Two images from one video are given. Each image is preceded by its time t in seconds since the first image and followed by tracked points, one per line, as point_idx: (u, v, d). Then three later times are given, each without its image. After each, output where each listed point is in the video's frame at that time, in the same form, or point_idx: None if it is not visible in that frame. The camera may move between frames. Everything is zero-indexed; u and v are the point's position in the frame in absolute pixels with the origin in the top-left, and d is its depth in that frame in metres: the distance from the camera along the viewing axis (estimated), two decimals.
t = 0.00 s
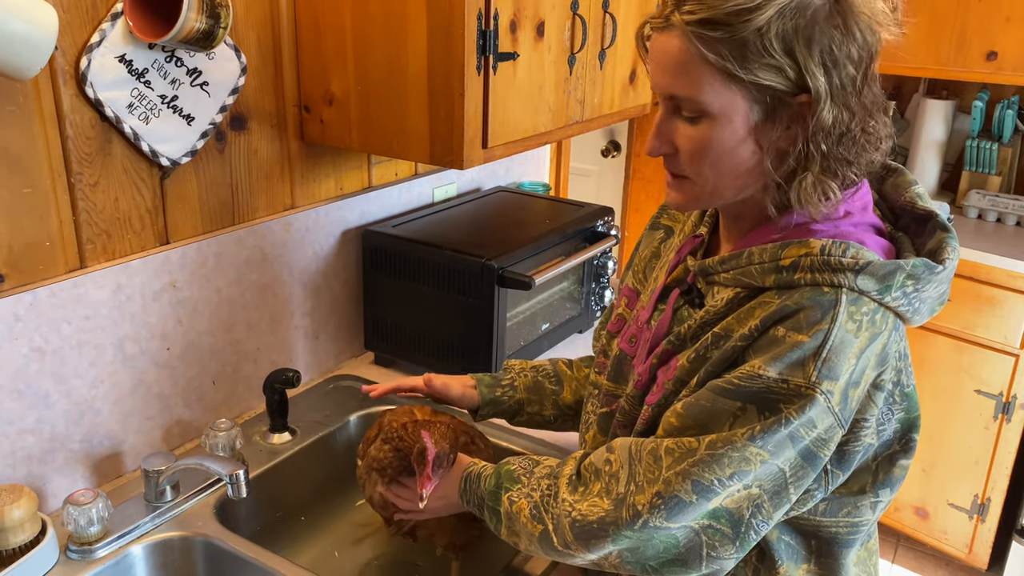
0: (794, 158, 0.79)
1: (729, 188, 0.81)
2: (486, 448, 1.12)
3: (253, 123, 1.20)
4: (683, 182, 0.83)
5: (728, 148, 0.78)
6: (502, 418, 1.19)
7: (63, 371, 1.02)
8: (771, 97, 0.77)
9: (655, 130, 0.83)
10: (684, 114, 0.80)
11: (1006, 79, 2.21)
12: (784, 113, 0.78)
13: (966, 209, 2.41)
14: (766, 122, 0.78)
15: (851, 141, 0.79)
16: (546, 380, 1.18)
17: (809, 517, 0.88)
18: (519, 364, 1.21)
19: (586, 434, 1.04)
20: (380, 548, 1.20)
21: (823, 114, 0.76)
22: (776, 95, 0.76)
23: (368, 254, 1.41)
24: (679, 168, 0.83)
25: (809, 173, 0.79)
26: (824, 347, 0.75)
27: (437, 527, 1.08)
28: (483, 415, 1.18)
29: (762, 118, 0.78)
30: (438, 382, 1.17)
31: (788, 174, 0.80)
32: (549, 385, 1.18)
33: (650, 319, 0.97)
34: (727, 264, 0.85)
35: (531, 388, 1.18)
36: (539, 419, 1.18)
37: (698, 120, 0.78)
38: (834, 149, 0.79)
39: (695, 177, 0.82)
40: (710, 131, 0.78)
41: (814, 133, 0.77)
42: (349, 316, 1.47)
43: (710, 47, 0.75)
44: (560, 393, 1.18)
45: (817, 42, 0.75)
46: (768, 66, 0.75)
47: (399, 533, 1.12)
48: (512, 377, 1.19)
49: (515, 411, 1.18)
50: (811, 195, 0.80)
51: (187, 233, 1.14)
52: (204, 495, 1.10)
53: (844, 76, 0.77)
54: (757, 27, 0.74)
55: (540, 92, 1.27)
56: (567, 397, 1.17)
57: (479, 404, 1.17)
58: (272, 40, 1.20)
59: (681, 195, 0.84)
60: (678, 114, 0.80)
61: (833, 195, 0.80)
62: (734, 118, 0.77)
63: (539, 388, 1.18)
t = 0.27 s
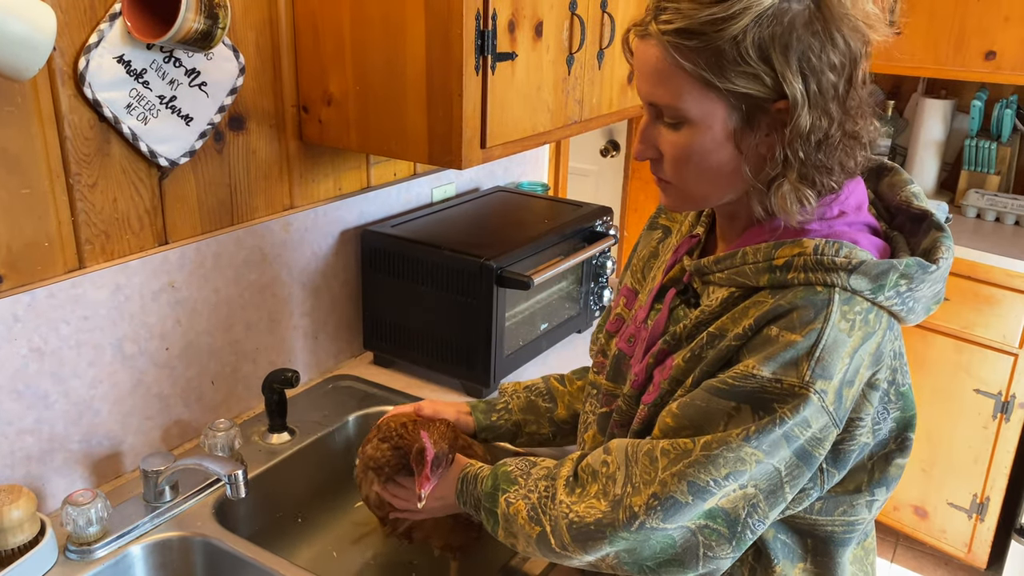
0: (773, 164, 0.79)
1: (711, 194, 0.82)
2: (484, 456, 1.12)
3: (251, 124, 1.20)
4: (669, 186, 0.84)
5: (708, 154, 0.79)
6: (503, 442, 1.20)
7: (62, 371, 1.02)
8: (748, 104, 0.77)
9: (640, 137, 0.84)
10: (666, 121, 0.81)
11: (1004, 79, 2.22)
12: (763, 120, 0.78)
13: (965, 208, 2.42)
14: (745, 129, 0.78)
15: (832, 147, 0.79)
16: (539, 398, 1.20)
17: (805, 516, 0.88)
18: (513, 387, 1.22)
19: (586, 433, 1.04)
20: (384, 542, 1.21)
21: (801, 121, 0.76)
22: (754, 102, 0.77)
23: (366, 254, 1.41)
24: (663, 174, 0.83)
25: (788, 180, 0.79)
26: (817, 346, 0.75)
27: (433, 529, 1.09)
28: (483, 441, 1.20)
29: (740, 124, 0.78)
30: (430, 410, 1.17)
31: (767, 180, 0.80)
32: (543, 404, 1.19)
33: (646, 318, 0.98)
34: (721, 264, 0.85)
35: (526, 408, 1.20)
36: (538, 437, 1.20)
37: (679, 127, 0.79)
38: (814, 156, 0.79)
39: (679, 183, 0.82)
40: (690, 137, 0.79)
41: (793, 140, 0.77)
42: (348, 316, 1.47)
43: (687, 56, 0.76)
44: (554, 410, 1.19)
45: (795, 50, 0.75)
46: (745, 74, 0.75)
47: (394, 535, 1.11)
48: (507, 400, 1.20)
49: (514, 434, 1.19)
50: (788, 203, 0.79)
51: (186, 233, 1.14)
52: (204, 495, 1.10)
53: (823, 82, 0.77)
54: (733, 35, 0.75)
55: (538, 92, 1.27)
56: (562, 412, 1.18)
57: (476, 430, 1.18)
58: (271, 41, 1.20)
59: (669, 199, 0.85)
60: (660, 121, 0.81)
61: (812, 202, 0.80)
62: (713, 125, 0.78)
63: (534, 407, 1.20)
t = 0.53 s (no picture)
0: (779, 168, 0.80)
1: (717, 198, 0.82)
2: (478, 458, 1.12)
3: (251, 124, 1.20)
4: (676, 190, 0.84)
5: (713, 158, 0.79)
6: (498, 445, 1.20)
7: (63, 371, 1.02)
8: (753, 108, 0.77)
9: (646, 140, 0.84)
10: (671, 125, 0.81)
11: (1003, 79, 2.22)
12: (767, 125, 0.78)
13: (965, 208, 2.42)
14: (750, 132, 0.78)
15: (838, 149, 0.79)
16: (534, 400, 1.20)
17: (808, 517, 0.88)
18: (507, 388, 1.23)
19: (588, 433, 1.04)
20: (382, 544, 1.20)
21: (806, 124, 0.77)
22: (759, 106, 0.77)
23: (366, 254, 1.41)
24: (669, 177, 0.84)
25: (794, 183, 0.79)
26: (825, 352, 0.75)
27: (430, 533, 1.08)
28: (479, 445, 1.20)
29: (745, 128, 0.78)
30: (423, 415, 1.17)
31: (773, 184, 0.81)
32: (537, 406, 1.19)
33: (650, 318, 0.98)
34: (728, 266, 0.85)
35: (520, 411, 1.20)
36: (532, 439, 1.20)
37: (683, 132, 0.80)
38: (820, 159, 0.79)
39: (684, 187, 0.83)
40: (694, 142, 0.80)
41: (798, 143, 0.78)
42: (349, 316, 1.47)
43: (689, 62, 0.77)
44: (549, 412, 1.19)
45: (798, 53, 0.75)
46: (748, 79, 0.76)
47: (390, 543, 1.10)
48: (499, 404, 1.20)
49: (508, 436, 1.19)
50: (796, 207, 0.80)
51: (186, 233, 1.14)
52: (204, 495, 1.10)
53: (828, 84, 0.76)
54: (736, 40, 0.75)
55: (538, 93, 1.27)
56: (557, 413, 1.19)
57: (470, 435, 1.18)
58: (271, 41, 1.20)
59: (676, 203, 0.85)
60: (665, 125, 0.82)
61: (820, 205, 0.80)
62: (718, 131, 0.78)
63: (528, 410, 1.20)
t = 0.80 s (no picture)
0: (779, 170, 0.80)
1: (718, 201, 0.83)
2: (480, 463, 1.11)
3: (252, 125, 1.20)
4: (677, 192, 0.85)
5: (714, 161, 0.80)
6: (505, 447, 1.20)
7: (64, 371, 1.03)
8: (753, 110, 0.77)
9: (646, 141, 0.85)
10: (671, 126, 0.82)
11: (1003, 79, 2.22)
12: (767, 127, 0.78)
13: (965, 208, 2.42)
14: (751, 135, 0.79)
15: (839, 151, 0.79)
16: (538, 403, 1.20)
17: (809, 519, 0.88)
18: (511, 392, 1.23)
19: (592, 431, 1.04)
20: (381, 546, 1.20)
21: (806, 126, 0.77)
22: (759, 108, 0.77)
23: (367, 254, 1.41)
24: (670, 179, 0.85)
25: (795, 186, 0.79)
26: (828, 359, 0.75)
27: (430, 534, 1.08)
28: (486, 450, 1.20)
29: (745, 130, 0.79)
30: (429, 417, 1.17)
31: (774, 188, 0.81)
32: (542, 408, 1.20)
33: (655, 319, 0.98)
34: (733, 270, 0.85)
35: (526, 413, 1.20)
36: (537, 442, 1.20)
37: (684, 134, 0.80)
38: (821, 161, 0.79)
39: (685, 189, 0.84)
40: (694, 145, 0.80)
41: (798, 147, 0.78)
42: (350, 316, 1.47)
43: (689, 65, 0.77)
44: (554, 414, 1.19)
45: (798, 56, 0.75)
46: (748, 80, 0.76)
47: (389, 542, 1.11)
48: (505, 407, 1.20)
49: (515, 438, 1.19)
50: (796, 209, 0.80)
51: (188, 234, 1.14)
52: (205, 495, 1.11)
53: (828, 86, 0.77)
54: (735, 43, 0.75)
55: (539, 93, 1.27)
56: (561, 416, 1.19)
57: (477, 439, 1.18)
58: (272, 42, 1.20)
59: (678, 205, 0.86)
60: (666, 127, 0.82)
61: (821, 207, 0.80)
62: (717, 134, 0.79)
63: (533, 412, 1.20)
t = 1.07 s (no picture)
0: (783, 168, 0.79)
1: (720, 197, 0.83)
2: (479, 461, 1.11)
3: (253, 124, 1.20)
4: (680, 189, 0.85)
5: (716, 157, 0.80)
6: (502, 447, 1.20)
7: (64, 371, 1.03)
8: (757, 108, 0.77)
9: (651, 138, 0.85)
10: (676, 123, 0.81)
11: (1005, 79, 2.22)
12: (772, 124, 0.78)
13: (966, 208, 2.42)
14: (755, 132, 0.79)
15: (842, 150, 0.79)
16: (534, 402, 1.20)
17: (809, 517, 0.88)
18: (507, 392, 1.23)
19: (592, 431, 1.04)
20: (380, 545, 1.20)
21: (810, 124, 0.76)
22: (763, 105, 0.77)
23: (368, 254, 1.41)
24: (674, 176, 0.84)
25: (799, 184, 0.79)
26: (826, 351, 0.75)
27: (431, 536, 1.08)
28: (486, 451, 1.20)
29: (749, 128, 0.78)
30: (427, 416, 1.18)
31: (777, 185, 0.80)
32: (539, 407, 1.20)
33: (654, 314, 0.98)
34: (731, 263, 0.85)
35: (522, 413, 1.20)
36: (534, 441, 1.20)
37: (688, 131, 0.80)
38: (824, 159, 0.78)
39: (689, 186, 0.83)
40: (697, 141, 0.80)
41: (802, 145, 0.77)
42: (350, 316, 1.47)
43: (694, 61, 0.77)
44: (550, 413, 1.19)
45: (804, 53, 0.75)
46: (753, 77, 0.76)
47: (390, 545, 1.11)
48: (502, 407, 1.21)
49: (512, 438, 1.19)
50: (799, 207, 0.79)
51: (188, 233, 1.14)
52: (206, 495, 1.11)
53: (833, 85, 0.76)
54: (741, 39, 0.75)
55: (540, 93, 1.27)
56: (557, 415, 1.19)
57: (474, 439, 1.18)
58: (273, 41, 1.20)
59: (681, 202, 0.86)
60: (670, 123, 0.82)
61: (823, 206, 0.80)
62: (721, 131, 0.78)
63: (530, 411, 1.20)
